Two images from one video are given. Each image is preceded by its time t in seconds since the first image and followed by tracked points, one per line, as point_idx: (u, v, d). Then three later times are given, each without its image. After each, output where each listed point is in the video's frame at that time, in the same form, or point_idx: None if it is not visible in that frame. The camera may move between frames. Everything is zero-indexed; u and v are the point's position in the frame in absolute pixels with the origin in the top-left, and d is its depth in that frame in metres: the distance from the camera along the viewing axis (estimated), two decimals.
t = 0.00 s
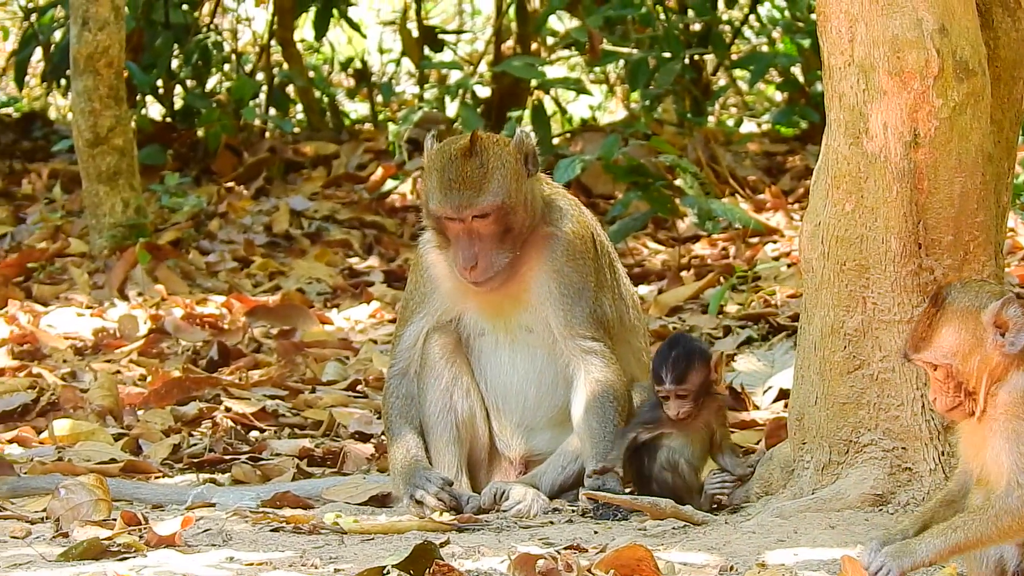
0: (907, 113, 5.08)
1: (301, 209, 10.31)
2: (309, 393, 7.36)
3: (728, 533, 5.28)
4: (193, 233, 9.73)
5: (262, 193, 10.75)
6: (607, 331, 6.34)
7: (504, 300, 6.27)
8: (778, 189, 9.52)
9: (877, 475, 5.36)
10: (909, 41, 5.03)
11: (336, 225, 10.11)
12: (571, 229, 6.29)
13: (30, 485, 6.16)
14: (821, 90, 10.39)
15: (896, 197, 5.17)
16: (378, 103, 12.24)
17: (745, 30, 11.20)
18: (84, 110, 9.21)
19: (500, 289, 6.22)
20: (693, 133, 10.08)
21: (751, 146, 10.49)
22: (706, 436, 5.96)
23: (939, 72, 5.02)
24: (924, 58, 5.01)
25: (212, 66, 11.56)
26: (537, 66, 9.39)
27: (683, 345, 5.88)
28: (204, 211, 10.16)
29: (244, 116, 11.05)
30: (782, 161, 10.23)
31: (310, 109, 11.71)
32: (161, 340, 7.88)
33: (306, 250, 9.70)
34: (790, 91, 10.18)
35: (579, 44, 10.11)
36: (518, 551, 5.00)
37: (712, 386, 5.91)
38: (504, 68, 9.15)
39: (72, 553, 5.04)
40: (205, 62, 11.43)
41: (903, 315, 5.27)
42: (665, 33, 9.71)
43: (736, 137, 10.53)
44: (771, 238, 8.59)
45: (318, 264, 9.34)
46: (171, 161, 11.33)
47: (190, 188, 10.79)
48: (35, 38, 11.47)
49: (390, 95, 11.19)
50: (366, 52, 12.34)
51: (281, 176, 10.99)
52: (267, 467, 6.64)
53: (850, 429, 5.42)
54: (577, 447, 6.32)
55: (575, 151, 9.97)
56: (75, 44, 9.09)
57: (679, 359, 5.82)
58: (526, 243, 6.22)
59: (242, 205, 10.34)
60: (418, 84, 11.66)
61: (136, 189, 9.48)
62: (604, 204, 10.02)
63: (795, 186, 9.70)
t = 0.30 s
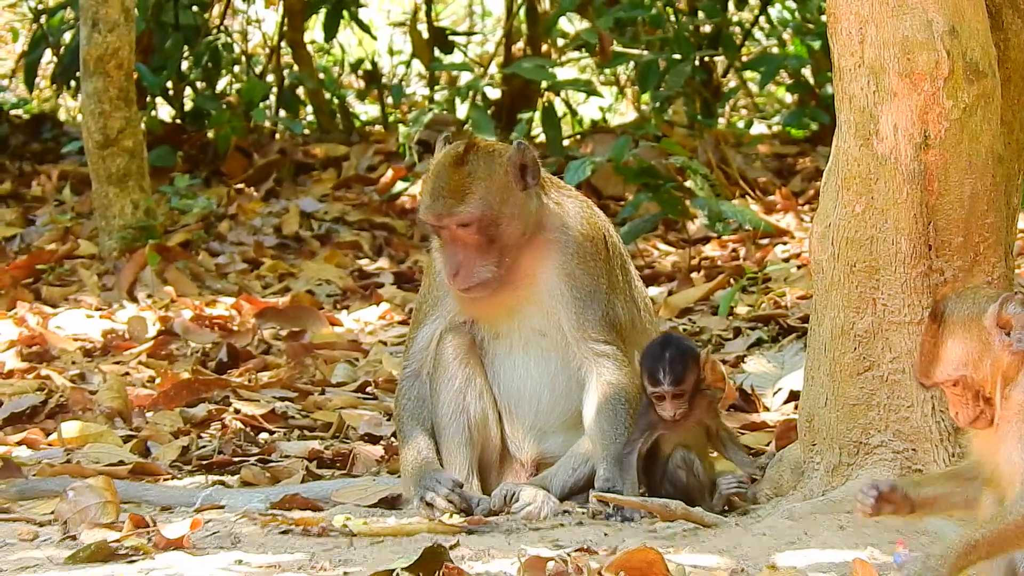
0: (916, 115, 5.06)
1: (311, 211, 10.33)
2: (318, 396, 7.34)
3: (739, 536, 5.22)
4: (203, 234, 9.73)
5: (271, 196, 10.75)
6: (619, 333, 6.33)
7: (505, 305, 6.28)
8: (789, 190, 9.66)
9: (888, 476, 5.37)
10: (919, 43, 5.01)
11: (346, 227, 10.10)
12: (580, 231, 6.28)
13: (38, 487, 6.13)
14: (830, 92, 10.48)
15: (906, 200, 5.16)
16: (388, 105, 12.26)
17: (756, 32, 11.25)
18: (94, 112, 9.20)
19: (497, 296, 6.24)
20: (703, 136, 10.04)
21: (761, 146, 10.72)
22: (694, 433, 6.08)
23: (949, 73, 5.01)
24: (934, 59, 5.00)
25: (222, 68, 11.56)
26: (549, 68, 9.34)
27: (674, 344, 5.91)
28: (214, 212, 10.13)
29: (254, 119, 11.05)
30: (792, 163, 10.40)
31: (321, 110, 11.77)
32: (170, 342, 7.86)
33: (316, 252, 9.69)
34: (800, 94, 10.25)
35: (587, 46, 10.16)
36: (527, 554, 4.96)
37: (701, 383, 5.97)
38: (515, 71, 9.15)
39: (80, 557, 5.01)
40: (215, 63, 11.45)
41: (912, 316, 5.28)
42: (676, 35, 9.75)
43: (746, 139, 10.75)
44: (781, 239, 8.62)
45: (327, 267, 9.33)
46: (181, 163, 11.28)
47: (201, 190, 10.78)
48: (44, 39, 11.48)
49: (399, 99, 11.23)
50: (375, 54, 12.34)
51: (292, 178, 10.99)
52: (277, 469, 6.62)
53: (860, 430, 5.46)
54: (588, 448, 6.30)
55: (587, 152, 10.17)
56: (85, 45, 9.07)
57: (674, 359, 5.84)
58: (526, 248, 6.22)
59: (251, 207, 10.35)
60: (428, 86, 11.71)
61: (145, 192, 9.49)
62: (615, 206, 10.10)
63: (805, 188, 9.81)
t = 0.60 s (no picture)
0: (993, 96, 4.03)
1: (301, 204, 9.50)
2: (308, 418, 6.46)
3: None
4: (176, 233, 8.90)
5: (255, 187, 10.00)
6: (653, 346, 5.44)
7: (511, 310, 5.40)
8: (848, 181, 8.97)
9: (962, 512, 4.21)
10: (996, 14, 3.97)
11: (340, 223, 9.27)
12: (603, 226, 5.38)
13: None
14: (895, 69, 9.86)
15: (981, 194, 4.10)
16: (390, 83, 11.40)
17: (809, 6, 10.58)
18: (52, 92, 8.41)
19: (498, 296, 5.34)
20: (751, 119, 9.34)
21: (817, 132, 10.02)
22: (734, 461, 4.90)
23: None
24: (1014, 33, 3.95)
25: (197, 42, 10.87)
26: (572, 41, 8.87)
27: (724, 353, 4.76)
28: (189, 207, 9.32)
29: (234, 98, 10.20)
30: (852, 150, 9.74)
31: (312, 89, 10.92)
32: (138, 356, 7.00)
33: (305, 252, 8.85)
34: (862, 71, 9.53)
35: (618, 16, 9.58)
36: None
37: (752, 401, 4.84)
38: (535, 44, 8.67)
39: None
40: (190, 36, 10.69)
41: (993, 327, 4.16)
42: (718, 5, 8.99)
43: (800, 124, 9.96)
44: (841, 238, 7.98)
45: (319, 269, 8.46)
46: (151, 150, 10.61)
47: (173, 181, 9.96)
48: None
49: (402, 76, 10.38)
50: (375, 25, 11.38)
51: (278, 167, 10.25)
52: (261, 503, 5.74)
53: (930, 458, 4.34)
54: (620, 480, 5.38)
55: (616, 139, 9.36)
56: (43, 16, 8.26)
57: (725, 373, 4.69)
58: (534, 243, 5.33)
59: (232, 201, 9.58)
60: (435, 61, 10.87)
61: (110, 183, 8.71)
62: (649, 199, 9.35)
63: (866, 179, 9.08)
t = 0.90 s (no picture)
0: None
1: (271, 195, 8.82)
2: (281, 435, 5.84)
3: None
4: (132, 226, 8.21)
5: (221, 176, 9.17)
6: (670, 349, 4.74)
7: (496, 304, 4.76)
8: (886, 170, 8.36)
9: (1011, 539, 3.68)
10: None
11: (315, 216, 8.62)
12: (603, 217, 4.73)
13: None
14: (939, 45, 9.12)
15: None
16: (370, 60, 10.67)
17: None
18: None
19: (476, 284, 4.73)
20: (778, 99, 8.69)
21: (853, 114, 9.35)
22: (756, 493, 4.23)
23: None
24: None
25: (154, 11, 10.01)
26: (575, 11, 8.21)
27: (757, 387, 4.08)
28: (146, 198, 8.57)
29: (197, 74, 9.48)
30: (891, 135, 9.07)
31: (284, 67, 10.16)
32: (90, 366, 6.36)
33: (276, 249, 8.20)
34: (903, 46, 8.87)
35: None
36: None
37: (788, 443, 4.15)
38: (536, 14, 8.00)
39: None
40: (145, 7, 9.91)
41: None
42: None
43: (832, 105, 9.19)
44: (877, 234, 7.44)
45: (292, 268, 7.81)
46: (104, 134, 9.67)
47: (127, 169, 9.15)
48: None
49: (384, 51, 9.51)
50: None
51: (246, 154, 9.44)
52: (228, 529, 5.12)
53: (974, 480, 3.80)
54: (630, 501, 4.61)
55: (626, 121, 8.84)
56: None
57: (756, 414, 4.02)
58: (520, 229, 4.71)
59: (194, 191, 8.79)
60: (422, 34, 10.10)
61: (56, 171, 8.01)
62: (662, 189, 8.72)
63: (905, 168, 8.47)
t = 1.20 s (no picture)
0: None
1: (253, 190, 8.82)
2: (264, 429, 5.86)
3: None
4: (115, 221, 8.23)
5: (202, 170, 9.23)
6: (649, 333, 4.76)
7: (474, 291, 4.76)
8: (868, 165, 8.41)
9: (992, 534, 3.67)
10: None
11: (298, 211, 8.63)
12: (583, 203, 4.73)
13: None
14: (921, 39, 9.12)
15: (1018, 177, 3.61)
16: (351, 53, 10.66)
17: None
18: None
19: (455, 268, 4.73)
20: (760, 94, 8.73)
21: (835, 108, 9.37)
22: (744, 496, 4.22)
23: None
24: None
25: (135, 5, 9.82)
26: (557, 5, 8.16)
27: (743, 394, 4.04)
28: (128, 192, 8.61)
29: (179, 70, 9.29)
30: (873, 130, 9.11)
31: (266, 61, 10.06)
32: (73, 360, 6.39)
33: (259, 244, 8.23)
34: (886, 40, 8.78)
35: None
36: None
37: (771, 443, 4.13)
38: (518, 9, 7.99)
39: None
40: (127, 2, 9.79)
41: None
42: None
43: (814, 100, 9.23)
44: (860, 228, 7.48)
45: (275, 263, 7.84)
46: (86, 128, 9.75)
47: (109, 163, 9.24)
48: None
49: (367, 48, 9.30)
50: None
51: (228, 148, 9.48)
52: (211, 524, 5.13)
53: (957, 474, 3.76)
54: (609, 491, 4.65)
55: (608, 115, 8.85)
56: None
57: (739, 425, 4.00)
58: (499, 211, 4.72)
59: (175, 185, 8.81)
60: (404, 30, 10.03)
61: (39, 165, 7.92)
62: (644, 183, 8.72)
63: (887, 163, 8.53)
